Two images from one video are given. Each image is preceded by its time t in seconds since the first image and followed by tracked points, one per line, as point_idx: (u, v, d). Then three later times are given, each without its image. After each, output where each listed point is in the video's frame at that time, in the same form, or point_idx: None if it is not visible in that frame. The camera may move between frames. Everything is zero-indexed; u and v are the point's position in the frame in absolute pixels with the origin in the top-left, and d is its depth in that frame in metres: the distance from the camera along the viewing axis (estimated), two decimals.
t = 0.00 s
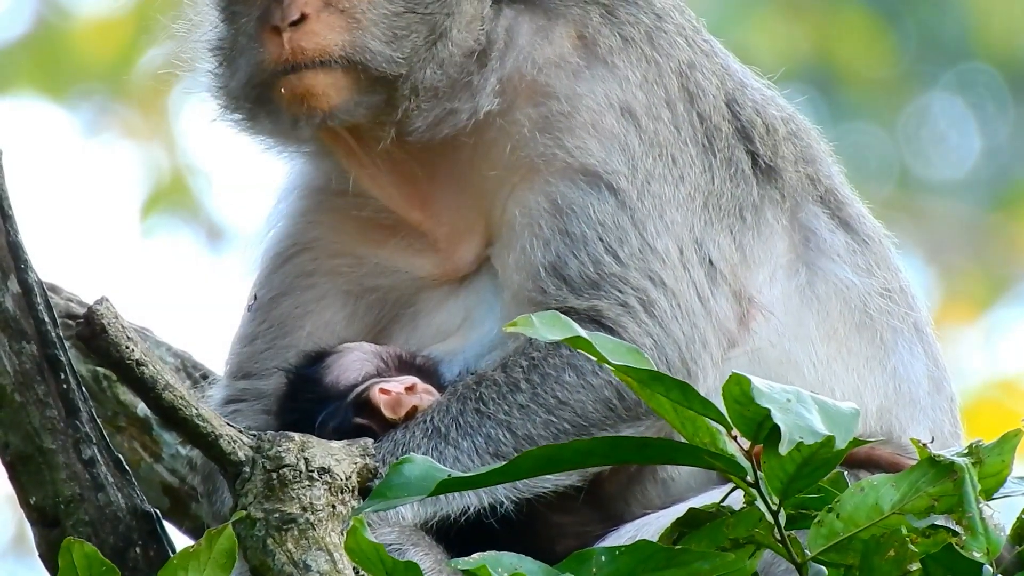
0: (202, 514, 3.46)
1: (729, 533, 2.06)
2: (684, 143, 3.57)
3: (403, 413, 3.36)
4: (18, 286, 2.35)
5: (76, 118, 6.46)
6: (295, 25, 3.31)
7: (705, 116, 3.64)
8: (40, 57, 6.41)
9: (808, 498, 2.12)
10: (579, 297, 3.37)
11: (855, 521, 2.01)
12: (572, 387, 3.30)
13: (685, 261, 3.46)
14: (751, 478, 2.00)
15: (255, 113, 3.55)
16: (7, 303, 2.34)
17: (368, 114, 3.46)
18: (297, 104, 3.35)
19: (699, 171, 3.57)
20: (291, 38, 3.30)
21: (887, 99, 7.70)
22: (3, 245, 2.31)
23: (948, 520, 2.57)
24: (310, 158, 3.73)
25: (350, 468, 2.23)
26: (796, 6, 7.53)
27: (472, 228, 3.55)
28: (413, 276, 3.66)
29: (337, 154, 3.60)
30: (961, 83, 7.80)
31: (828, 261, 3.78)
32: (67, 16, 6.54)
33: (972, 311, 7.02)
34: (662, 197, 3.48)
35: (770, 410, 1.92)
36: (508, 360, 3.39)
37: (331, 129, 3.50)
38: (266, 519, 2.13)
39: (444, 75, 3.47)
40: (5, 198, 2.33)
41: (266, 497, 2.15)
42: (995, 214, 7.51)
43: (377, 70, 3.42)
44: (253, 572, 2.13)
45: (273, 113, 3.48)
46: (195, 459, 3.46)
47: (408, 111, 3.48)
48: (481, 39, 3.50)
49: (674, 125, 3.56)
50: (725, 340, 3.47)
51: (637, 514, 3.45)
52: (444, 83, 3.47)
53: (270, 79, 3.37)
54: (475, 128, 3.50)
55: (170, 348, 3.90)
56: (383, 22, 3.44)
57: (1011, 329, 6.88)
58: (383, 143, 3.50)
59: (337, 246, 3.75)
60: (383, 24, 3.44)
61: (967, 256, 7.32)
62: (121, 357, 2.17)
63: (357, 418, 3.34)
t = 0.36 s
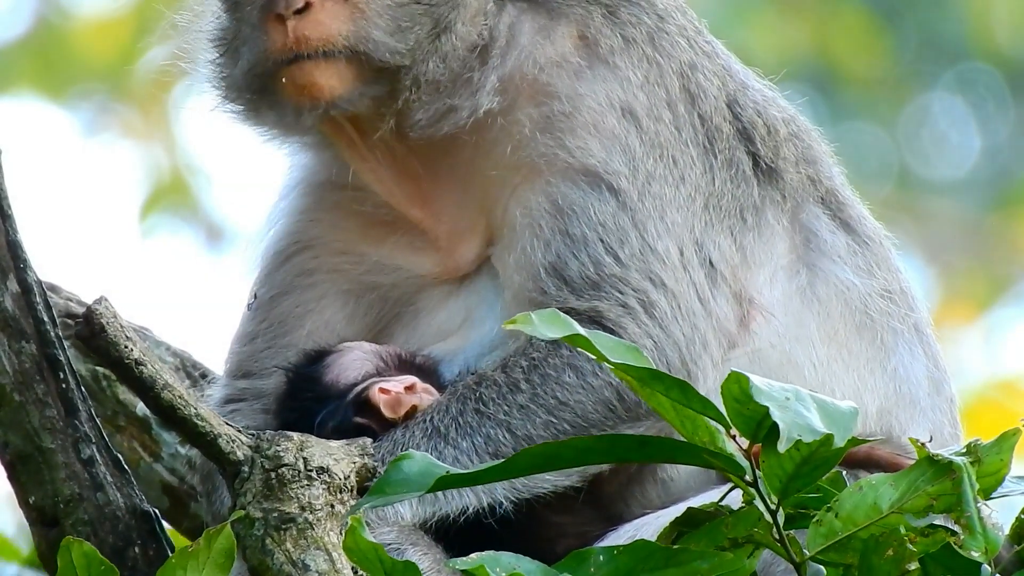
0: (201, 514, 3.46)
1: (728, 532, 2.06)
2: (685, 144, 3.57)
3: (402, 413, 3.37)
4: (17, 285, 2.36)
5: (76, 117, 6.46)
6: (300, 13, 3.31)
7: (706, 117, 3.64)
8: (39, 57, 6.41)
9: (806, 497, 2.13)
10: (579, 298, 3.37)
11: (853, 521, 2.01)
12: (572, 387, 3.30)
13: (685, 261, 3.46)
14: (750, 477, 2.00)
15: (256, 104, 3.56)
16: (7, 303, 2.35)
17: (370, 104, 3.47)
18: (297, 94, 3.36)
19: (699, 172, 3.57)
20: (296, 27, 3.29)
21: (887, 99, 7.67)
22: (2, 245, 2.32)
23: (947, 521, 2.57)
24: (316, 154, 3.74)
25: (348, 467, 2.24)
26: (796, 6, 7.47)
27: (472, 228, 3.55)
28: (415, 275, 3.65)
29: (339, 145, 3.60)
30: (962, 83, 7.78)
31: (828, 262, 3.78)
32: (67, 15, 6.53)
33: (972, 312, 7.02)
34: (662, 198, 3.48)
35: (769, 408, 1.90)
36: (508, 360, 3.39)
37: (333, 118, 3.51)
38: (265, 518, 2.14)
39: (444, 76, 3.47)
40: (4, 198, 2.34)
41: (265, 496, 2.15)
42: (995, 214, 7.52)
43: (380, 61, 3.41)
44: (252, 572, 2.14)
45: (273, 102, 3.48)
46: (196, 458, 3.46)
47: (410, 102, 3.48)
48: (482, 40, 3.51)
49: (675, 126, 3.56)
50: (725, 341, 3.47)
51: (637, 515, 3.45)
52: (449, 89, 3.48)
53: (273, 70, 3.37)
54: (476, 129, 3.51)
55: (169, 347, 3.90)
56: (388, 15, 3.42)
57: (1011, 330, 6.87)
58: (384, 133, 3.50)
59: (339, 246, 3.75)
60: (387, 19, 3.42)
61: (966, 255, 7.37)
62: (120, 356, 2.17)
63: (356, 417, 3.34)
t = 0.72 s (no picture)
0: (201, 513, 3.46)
1: (727, 533, 2.05)
2: (688, 143, 3.57)
3: (402, 412, 3.37)
4: (16, 285, 2.36)
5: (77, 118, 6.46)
6: None
7: (709, 117, 3.64)
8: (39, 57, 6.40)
9: (805, 497, 2.13)
10: (581, 296, 3.37)
11: (852, 521, 2.01)
12: (573, 386, 3.31)
13: (686, 259, 3.46)
14: (748, 477, 2.01)
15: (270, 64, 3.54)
16: (6, 303, 2.35)
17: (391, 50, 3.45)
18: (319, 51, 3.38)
19: (702, 172, 3.57)
20: None
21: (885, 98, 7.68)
22: (2, 246, 2.32)
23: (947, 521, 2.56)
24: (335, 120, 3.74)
25: (347, 466, 2.24)
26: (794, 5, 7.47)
27: (470, 221, 3.53)
28: (415, 273, 3.66)
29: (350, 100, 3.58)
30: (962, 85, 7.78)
31: (829, 262, 3.78)
32: (68, 16, 6.51)
33: (973, 311, 7.09)
34: (664, 197, 3.48)
35: (766, 411, 1.92)
36: (508, 360, 3.40)
37: (343, 65, 3.49)
38: (264, 518, 2.14)
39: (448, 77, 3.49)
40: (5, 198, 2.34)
41: (265, 496, 2.16)
42: (996, 214, 7.53)
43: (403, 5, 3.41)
44: (252, 571, 2.14)
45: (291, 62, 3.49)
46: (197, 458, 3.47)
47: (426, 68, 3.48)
48: (493, 20, 3.52)
49: (677, 125, 3.57)
50: (726, 339, 3.47)
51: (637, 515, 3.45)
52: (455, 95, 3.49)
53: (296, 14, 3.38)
54: (478, 123, 3.51)
55: (169, 347, 3.90)
56: None
57: (1010, 330, 6.93)
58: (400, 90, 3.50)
59: (339, 244, 3.74)
60: None
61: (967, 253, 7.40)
62: (119, 356, 2.17)
63: (356, 417, 3.35)
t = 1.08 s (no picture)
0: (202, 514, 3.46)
1: (728, 533, 2.06)
2: (692, 144, 3.57)
3: (403, 413, 3.36)
4: (16, 285, 2.36)
5: (77, 118, 6.44)
6: None
7: (713, 118, 3.64)
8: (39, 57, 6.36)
9: (806, 498, 2.13)
10: (582, 296, 3.37)
11: (853, 521, 2.01)
12: (574, 386, 3.30)
13: (688, 259, 3.46)
14: (749, 477, 2.01)
15: (281, 42, 3.55)
16: (7, 303, 2.35)
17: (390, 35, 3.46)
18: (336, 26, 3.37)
19: (705, 172, 3.57)
20: None
21: (886, 98, 7.70)
22: (2, 246, 2.32)
23: (948, 521, 2.56)
24: (342, 111, 3.75)
25: (348, 467, 2.24)
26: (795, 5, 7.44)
27: (470, 219, 3.52)
28: (416, 273, 3.65)
29: (353, 87, 3.58)
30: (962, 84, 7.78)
31: (831, 263, 3.78)
32: (67, 15, 6.48)
33: (972, 312, 7.07)
34: (667, 197, 3.49)
35: (769, 412, 1.92)
36: (509, 360, 3.39)
37: (347, 50, 3.52)
38: (265, 519, 2.14)
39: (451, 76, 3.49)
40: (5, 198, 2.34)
41: (265, 496, 2.15)
42: (996, 214, 7.51)
43: None
44: (252, 571, 2.14)
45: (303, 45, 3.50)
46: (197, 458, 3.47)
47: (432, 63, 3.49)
48: (497, 15, 3.51)
49: (681, 126, 3.57)
50: (727, 339, 3.47)
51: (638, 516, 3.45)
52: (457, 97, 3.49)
53: None
54: (480, 120, 3.50)
55: (169, 347, 3.90)
56: None
57: (1010, 331, 6.91)
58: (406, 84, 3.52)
59: (340, 245, 3.73)
60: None
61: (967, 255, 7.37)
62: (119, 356, 2.17)
63: (356, 418, 3.34)
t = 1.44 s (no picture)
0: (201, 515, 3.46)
1: (729, 534, 2.06)
2: (693, 147, 3.57)
3: (403, 413, 3.36)
4: (16, 286, 2.35)
5: (77, 118, 6.43)
6: None
7: (715, 121, 3.64)
8: (39, 57, 6.36)
9: (807, 499, 2.12)
10: (584, 297, 3.37)
11: (854, 522, 2.01)
12: (575, 387, 3.30)
13: (689, 262, 3.46)
14: (750, 478, 2.01)
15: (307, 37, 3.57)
16: (6, 303, 2.34)
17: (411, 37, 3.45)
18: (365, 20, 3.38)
19: (706, 175, 3.57)
20: None
21: (887, 98, 7.67)
22: (2, 246, 2.32)
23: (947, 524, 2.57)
24: (345, 114, 3.75)
25: (348, 468, 2.23)
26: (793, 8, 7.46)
27: (470, 219, 3.52)
28: (415, 273, 3.64)
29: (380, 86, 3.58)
30: (961, 86, 7.72)
31: (830, 267, 3.77)
32: (67, 15, 6.47)
33: (971, 311, 7.10)
34: (668, 200, 3.48)
35: (772, 411, 1.92)
36: (510, 361, 3.39)
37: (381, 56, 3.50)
38: (265, 520, 2.13)
39: (456, 77, 3.52)
40: (5, 199, 2.34)
41: (265, 497, 2.15)
42: (996, 215, 7.53)
43: None
44: (252, 572, 2.14)
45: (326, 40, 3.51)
46: (196, 459, 3.47)
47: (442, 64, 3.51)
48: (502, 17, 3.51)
49: (683, 129, 3.57)
50: (727, 341, 3.47)
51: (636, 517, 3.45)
52: (462, 98, 3.51)
53: None
54: (485, 122, 3.51)
55: (169, 348, 3.91)
56: None
57: (1010, 330, 6.93)
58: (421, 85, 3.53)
59: (337, 244, 3.72)
60: None
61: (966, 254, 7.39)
62: (119, 357, 2.16)
63: (356, 419, 3.32)
